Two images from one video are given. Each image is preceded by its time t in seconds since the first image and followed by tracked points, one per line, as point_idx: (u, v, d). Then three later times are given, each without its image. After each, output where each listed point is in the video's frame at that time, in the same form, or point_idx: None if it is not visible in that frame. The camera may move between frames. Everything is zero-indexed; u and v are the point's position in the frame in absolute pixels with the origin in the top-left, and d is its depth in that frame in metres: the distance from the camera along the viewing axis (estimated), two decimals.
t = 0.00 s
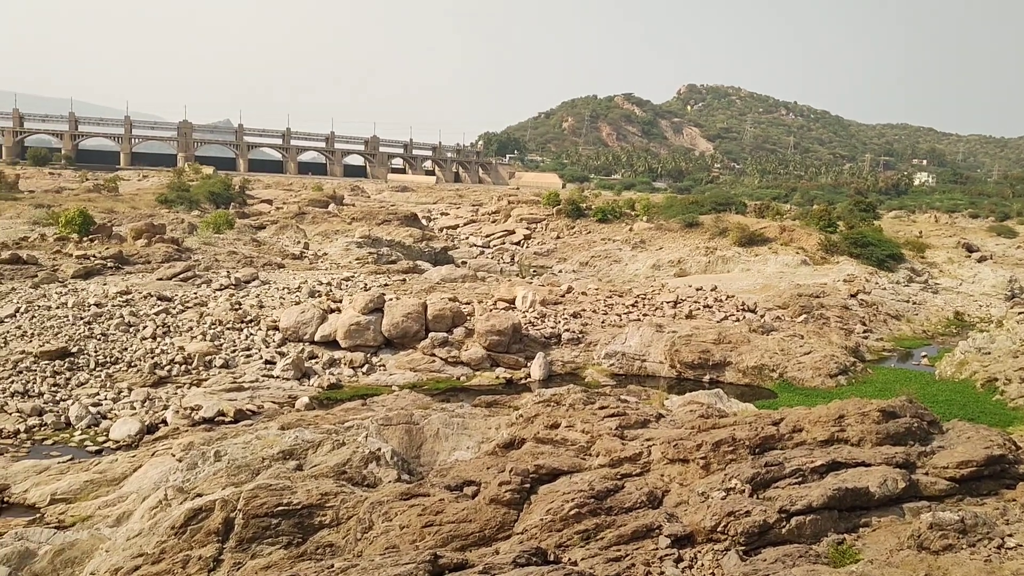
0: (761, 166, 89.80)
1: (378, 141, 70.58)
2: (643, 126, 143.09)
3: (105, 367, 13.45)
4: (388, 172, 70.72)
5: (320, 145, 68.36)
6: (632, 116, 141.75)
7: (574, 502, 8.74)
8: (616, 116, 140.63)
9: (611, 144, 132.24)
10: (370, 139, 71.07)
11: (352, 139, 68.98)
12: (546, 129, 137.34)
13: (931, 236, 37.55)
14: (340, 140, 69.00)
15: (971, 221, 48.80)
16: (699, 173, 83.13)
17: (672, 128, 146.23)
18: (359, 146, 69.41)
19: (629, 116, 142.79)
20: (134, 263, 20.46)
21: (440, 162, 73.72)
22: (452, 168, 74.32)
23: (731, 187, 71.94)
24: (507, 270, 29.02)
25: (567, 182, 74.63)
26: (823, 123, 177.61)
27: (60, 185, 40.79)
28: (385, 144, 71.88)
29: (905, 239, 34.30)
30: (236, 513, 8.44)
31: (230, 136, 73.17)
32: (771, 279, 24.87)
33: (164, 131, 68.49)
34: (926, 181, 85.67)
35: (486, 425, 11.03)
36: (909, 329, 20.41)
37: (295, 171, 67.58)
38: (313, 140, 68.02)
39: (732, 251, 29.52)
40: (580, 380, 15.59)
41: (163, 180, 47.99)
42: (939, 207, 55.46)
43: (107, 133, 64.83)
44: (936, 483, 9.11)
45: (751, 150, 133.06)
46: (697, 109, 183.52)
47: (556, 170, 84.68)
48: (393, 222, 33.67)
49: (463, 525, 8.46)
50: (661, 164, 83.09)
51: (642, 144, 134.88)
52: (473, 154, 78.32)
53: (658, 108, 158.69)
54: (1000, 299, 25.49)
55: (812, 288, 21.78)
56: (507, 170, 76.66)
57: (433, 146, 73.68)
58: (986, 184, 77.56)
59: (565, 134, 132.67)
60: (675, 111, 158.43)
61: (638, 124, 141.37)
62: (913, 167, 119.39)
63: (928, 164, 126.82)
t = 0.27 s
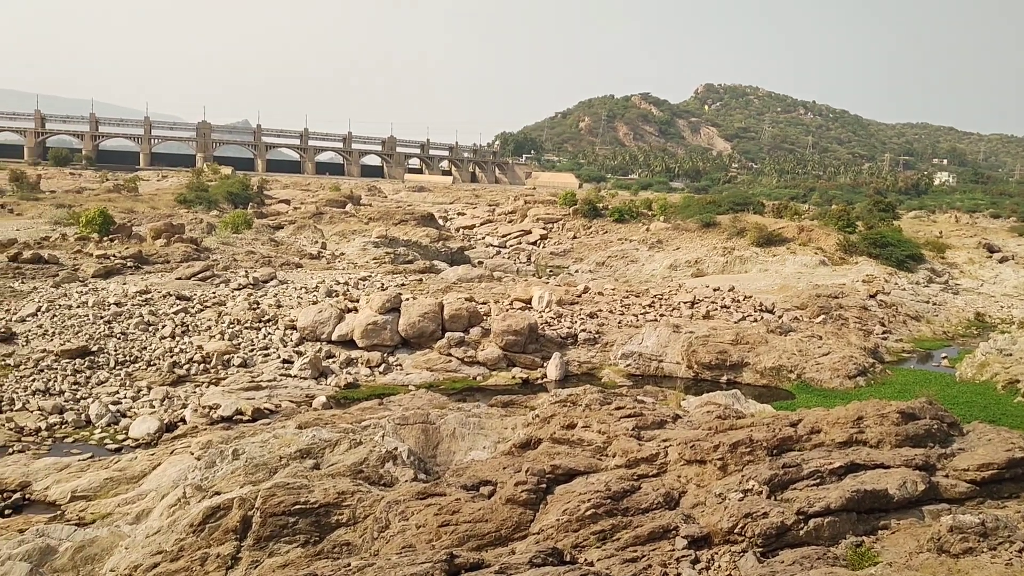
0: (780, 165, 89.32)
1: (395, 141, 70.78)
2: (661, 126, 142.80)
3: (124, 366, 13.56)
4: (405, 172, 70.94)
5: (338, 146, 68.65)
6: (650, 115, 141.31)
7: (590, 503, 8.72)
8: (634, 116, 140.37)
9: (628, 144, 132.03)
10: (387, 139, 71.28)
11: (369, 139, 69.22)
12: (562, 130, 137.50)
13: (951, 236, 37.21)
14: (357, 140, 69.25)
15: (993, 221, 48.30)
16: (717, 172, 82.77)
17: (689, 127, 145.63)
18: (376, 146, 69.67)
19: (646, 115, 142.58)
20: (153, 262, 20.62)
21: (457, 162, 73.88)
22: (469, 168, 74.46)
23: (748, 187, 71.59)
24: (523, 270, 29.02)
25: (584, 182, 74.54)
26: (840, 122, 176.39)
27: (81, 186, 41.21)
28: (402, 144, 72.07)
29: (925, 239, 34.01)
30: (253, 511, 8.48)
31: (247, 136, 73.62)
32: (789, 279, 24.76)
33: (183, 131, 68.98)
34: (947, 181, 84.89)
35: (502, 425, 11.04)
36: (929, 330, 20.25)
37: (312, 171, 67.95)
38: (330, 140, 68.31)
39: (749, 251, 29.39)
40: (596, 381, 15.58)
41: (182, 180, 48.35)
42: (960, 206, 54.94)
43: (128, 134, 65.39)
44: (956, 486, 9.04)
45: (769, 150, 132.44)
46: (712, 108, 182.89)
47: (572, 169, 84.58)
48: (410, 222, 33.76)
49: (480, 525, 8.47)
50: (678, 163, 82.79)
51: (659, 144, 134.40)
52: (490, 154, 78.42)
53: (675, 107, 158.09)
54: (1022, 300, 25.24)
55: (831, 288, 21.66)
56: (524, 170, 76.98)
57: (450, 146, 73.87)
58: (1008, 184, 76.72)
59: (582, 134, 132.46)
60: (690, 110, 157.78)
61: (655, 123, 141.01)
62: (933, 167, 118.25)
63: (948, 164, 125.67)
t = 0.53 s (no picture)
0: (799, 166, 88.81)
1: (413, 142, 70.92)
2: (678, 126, 142.33)
3: (144, 365, 13.68)
4: (422, 173, 71.16)
5: (355, 146, 68.96)
6: (667, 116, 140.98)
7: (607, 504, 8.70)
8: (651, 116, 140.11)
9: (645, 144, 131.88)
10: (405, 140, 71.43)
11: (386, 141, 69.41)
12: (579, 130, 137.41)
13: (973, 237, 36.85)
14: (374, 141, 69.46)
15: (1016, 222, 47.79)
16: (734, 173, 82.42)
17: (707, 128, 145.24)
18: (394, 147, 69.92)
19: (664, 116, 142.30)
20: (172, 262, 20.79)
21: (474, 163, 74.06)
22: (486, 169, 74.59)
23: (766, 187, 71.25)
24: (540, 271, 29.02)
25: (601, 183, 74.47)
26: (856, 122, 175.12)
27: (103, 187, 41.65)
28: (419, 145, 72.29)
29: (946, 241, 33.72)
30: (271, 510, 8.51)
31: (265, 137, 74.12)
32: (808, 281, 24.64)
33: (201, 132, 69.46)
34: (968, 181, 84.05)
35: (518, 426, 11.04)
36: (950, 332, 20.07)
37: (330, 171, 68.34)
38: (348, 141, 68.54)
39: (767, 252, 29.22)
40: (613, 382, 15.56)
41: (202, 181, 48.73)
42: (982, 207, 54.40)
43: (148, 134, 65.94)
44: (977, 490, 8.96)
45: (787, 151, 131.79)
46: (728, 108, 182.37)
47: (589, 170, 84.46)
48: (427, 223, 33.85)
49: (496, 525, 8.47)
50: (695, 164, 82.53)
51: (676, 144, 134.06)
52: (507, 155, 78.51)
53: (693, 107, 157.47)
54: None
55: (850, 290, 21.52)
56: (541, 170, 77.06)
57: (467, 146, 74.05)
58: None
59: (599, 134, 132.54)
60: (706, 109, 157.11)
61: (672, 123, 140.67)
62: (954, 168, 117.19)
63: (970, 165, 124.43)
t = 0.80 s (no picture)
0: (818, 167, 88.29)
1: (430, 143, 71.13)
2: (697, 126, 141.95)
3: (163, 364, 13.79)
4: (439, 174, 71.35)
5: (373, 147, 69.28)
6: (684, 116, 140.66)
7: (623, 506, 8.68)
8: (668, 117, 139.89)
9: (662, 145, 131.67)
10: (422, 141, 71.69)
11: (404, 142, 69.63)
12: (597, 130, 137.33)
13: (995, 240, 36.49)
14: (392, 142, 69.67)
15: None
16: (752, 174, 82.04)
17: (726, 128, 144.81)
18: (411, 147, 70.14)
19: (682, 116, 142.01)
20: (192, 262, 20.95)
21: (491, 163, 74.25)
22: (503, 170, 74.71)
23: (785, 189, 70.90)
24: (557, 271, 29.00)
25: (618, 183, 74.39)
26: (874, 123, 173.92)
27: (123, 187, 42.06)
28: (436, 146, 72.51)
29: (967, 243, 33.42)
30: (288, 509, 8.54)
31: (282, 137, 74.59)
32: (827, 283, 24.53)
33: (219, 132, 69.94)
34: (990, 183, 83.24)
35: (535, 427, 11.05)
36: (971, 335, 19.90)
37: (348, 172, 68.70)
38: (366, 142, 68.83)
39: (786, 254, 29.09)
40: (629, 383, 15.53)
41: (221, 181, 49.07)
42: (1005, 209, 53.87)
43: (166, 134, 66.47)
44: (998, 495, 8.89)
45: (804, 151, 131.16)
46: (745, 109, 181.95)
47: (607, 171, 84.33)
48: (445, 223, 33.90)
49: (512, 526, 8.47)
50: (713, 165, 82.26)
51: (693, 145, 133.68)
52: (524, 156, 78.58)
53: (711, 108, 156.95)
54: None
55: (870, 292, 21.37)
56: (558, 171, 77.15)
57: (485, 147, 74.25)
58: None
59: (616, 135, 132.78)
60: (722, 110, 156.44)
61: (689, 124, 140.33)
62: (975, 169, 116.16)
63: (991, 167, 123.20)
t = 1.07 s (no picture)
0: (837, 169, 87.70)
1: (448, 144, 71.36)
2: (716, 127, 141.46)
3: (182, 363, 13.89)
4: (456, 175, 71.53)
5: (391, 149, 69.59)
6: (703, 117, 140.22)
7: (640, 508, 8.64)
8: (687, 118, 139.61)
9: (680, 146, 131.34)
10: (440, 142, 71.92)
11: (422, 143, 69.84)
12: (615, 131, 137.23)
13: (1018, 243, 36.07)
14: (410, 143, 69.88)
15: None
16: (771, 176, 81.62)
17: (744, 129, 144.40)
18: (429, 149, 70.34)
19: (701, 117, 141.61)
20: (211, 262, 21.10)
21: (508, 165, 74.48)
22: (520, 171, 74.78)
23: (804, 190, 70.47)
24: (574, 273, 28.97)
25: (635, 185, 74.27)
26: (892, 123, 172.57)
27: (143, 188, 42.46)
28: (454, 147, 72.71)
29: (989, 245, 33.08)
30: (305, 508, 8.57)
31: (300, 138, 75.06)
32: (846, 286, 24.40)
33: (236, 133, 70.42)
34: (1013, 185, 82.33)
35: (551, 429, 11.05)
36: (993, 339, 19.69)
37: (366, 173, 69.05)
38: (384, 143, 69.09)
39: (805, 256, 28.93)
40: (646, 385, 15.49)
41: (240, 182, 49.40)
42: None
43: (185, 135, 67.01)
44: (1019, 500, 8.82)
45: (824, 153, 130.38)
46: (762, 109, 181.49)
47: (625, 172, 84.15)
48: (462, 225, 33.96)
49: (528, 527, 8.46)
50: (732, 167, 81.93)
51: (711, 147, 133.28)
52: (542, 158, 78.61)
53: (729, 109, 156.32)
54: None
55: (890, 295, 21.21)
56: (575, 172, 77.10)
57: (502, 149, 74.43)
58: None
59: (634, 136, 133.08)
60: (737, 110, 155.75)
61: (708, 125, 139.87)
62: (996, 171, 114.98)
63: (1013, 168, 121.81)
